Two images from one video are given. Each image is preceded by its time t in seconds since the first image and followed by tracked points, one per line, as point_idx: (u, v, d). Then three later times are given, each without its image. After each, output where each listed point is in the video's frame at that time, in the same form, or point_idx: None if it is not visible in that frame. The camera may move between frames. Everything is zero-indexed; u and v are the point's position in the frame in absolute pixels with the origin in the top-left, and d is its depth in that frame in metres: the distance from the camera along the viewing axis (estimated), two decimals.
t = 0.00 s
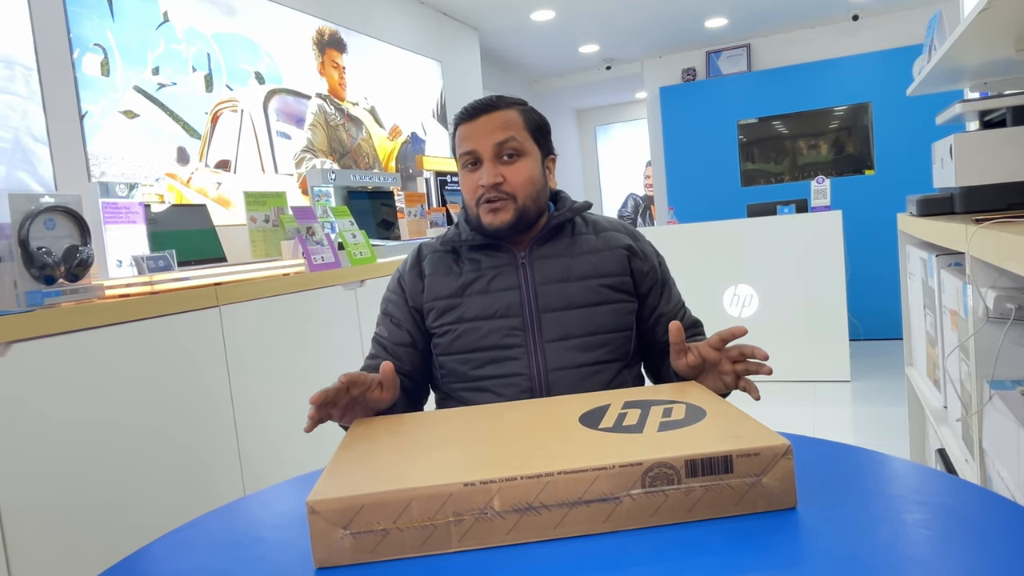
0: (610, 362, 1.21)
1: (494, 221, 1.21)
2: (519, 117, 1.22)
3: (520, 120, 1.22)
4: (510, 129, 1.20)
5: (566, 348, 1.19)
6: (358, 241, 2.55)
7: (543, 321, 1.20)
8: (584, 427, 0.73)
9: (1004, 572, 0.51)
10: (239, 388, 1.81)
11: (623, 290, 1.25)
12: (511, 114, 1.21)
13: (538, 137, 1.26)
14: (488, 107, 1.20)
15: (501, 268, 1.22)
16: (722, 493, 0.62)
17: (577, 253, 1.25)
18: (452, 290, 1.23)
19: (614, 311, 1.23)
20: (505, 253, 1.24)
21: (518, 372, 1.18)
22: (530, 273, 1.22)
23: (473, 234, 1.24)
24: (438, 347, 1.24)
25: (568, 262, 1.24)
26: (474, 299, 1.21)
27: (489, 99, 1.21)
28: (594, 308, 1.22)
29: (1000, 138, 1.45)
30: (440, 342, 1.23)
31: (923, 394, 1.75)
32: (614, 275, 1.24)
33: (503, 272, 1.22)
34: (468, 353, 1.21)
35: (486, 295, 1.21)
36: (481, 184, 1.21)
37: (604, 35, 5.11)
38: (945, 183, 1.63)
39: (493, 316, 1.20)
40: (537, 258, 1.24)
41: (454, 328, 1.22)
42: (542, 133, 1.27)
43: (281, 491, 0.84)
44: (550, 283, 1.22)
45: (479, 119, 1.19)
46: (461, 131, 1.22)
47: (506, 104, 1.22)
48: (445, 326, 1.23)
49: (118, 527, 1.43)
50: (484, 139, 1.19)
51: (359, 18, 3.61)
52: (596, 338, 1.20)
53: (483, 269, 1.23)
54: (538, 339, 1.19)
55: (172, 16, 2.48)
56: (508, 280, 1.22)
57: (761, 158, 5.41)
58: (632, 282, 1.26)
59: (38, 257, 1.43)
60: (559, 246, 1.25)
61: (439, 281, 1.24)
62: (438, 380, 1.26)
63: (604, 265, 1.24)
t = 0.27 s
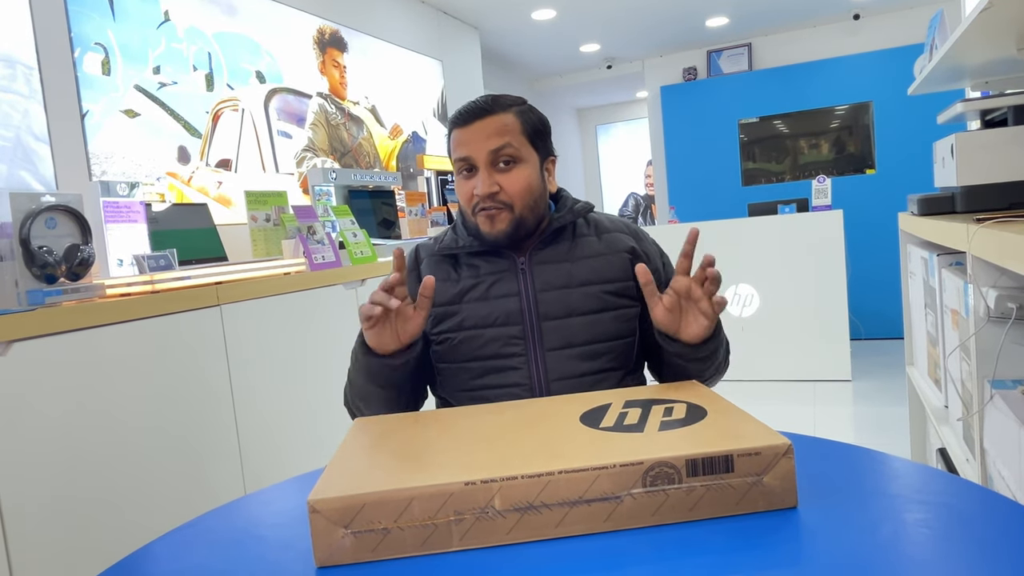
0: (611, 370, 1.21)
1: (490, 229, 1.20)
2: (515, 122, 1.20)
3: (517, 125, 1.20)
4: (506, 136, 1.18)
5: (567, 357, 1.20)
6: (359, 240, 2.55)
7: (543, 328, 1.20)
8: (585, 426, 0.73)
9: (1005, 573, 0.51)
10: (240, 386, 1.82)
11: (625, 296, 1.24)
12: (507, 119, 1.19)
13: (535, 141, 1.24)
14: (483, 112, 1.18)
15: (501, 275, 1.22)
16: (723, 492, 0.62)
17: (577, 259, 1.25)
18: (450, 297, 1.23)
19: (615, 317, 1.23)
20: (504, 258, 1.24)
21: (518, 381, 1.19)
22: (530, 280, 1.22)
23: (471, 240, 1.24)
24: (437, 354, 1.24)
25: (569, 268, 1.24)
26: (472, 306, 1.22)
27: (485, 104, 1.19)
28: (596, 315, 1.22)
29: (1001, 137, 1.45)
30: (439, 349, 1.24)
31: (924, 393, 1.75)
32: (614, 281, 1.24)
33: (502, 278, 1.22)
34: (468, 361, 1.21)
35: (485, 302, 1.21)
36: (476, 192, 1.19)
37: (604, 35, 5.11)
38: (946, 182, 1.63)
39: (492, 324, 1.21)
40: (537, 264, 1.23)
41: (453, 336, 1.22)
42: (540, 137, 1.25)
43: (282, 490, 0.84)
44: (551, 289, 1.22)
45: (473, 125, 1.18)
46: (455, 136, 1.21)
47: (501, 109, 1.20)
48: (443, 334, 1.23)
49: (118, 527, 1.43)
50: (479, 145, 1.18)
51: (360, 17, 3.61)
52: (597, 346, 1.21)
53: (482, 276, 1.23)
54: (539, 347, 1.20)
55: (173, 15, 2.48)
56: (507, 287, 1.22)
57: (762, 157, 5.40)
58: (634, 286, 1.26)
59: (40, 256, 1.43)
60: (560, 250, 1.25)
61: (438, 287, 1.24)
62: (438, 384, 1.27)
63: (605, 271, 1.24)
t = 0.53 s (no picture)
0: (613, 375, 1.21)
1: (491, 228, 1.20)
2: (516, 119, 1.20)
3: (517, 123, 1.21)
4: (506, 133, 1.19)
5: (568, 362, 1.20)
6: (359, 240, 2.55)
7: (544, 333, 1.21)
8: (585, 426, 0.73)
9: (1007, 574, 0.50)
10: (240, 386, 1.82)
11: (627, 300, 1.24)
12: (507, 116, 1.20)
13: (536, 138, 1.25)
14: (483, 110, 1.19)
15: (502, 279, 1.23)
16: (724, 492, 0.62)
17: (579, 263, 1.25)
18: (451, 301, 1.23)
19: (617, 322, 1.22)
20: (505, 262, 1.24)
21: (519, 387, 1.19)
22: (532, 284, 1.22)
23: (471, 241, 1.24)
24: (437, 358, 1.24)
25: (570, 272, 1.24)
26: (473, 311, 1.22)
27: (485, 102, 1.20)
28: (598, 320, 1.22)
29: (1002, 137, 1.45)
30: (439, 353, 1.24)
31: (924, 394, 1.75)
32: (617, 285, 1.24)
33: (503, 283, 1.22)
34: (469, 366, 1.21)
35: (486, 307, 1.21)
36: (477, 190, 1.20)
37: (605, 35, 5.11)
38: (947, 182, 1.63)
39: (493, 329, 1.21)
40: (538, 267, 1.23)
41: (453, 341, 1.22)
42: (541, 135, 1.26)
43: (283, 490, 0.84)
44: (552, 294, 1.22)
45: (474, 122, 1.18)
46: (456, 135, 1.21)
47: (501, 106, 1.20)
48: (444, 339, 1.23)
49: (118, 527, 1.43)
50: (479, 143, 1.18)
51: (360, 17, 3.62)
52: (598, 352, 1.21)
53: (483, 280, 1.23)
54: (540, 353, 1.20)
55: (174, 15, 2.48)
56: (509, 291, 1.22)
57: (763, 157, 5.40)
58: (637, 290, 1.26)
59: (41, 256, 1.43)
60: (561, 254, 1.25)
61: (438, 291, 1.24)
62: (437, 387, 1.27)
63: (607, 276, 1.24)
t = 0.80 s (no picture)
0: (614, 379, 1.21)
1: (493, 235, 1.20)
2: (518, 124, 1.20)
3: (519, 128, 1.20)
4: (508, 140, 1.18)
5: (569, 366, 1.20)
6: (360, 241, 2.55)
7: (545, 337, 1.21)
8: (585, 427, 0.73)
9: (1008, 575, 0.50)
10: (241, 386, 1.82)
11: (629, 303, 1.24)
12: (509, 122, 1.19)
13: (538, 143, 1.24)
14: (485, 115, 1.18)
15: (502, 283, 1.23)
16: (724, 493, 0.62)
17: (580, 267, 1.25)
18: (451, 305, 1.23)
19: (619, 326, 1.22)
20: (506, 265, 1.24)
21: (519, 391, 1.19)
22: (532, 288, 1.22)
23: (472, 245, 1.24)
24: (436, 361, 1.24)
25: (572, 276, 1.24)
26: (473, 314, 1.22)
27: (486, 107, 1.19)
28: (599, 324, 1.22)
29: (1002, 138, 1.45)
30: (439, 356, 1.24)
31: (924, 394, 1.75)
32: (618, 289, 1.24)
33: (504, 286, 1.22)
34: (469, 370, 1.22)
35: (486, 310, 1.21)
36: (478, 197, 1.19)
37: (605, 35, 5.11)
38: (947, 183, 1.63)
39: (494, 333, 1.21)
40: (539, 271, 1.23)
41: (453, 344, 1.22)
42: (543, 139, 1.25)
43: (284, 489, 0.85)
44: (553, 298, 1.22)
45: (476, 128, 1.17)
46: (456, 140, 1.20)
47: (504, 111, 1.19)
48: (444, 342, 1.23)
49: (119, 527, 1.43)
50: (481, 149, 1.18)
51: (360, 18, 3.62)
52: (599, 356, 1.21)
53: (483, 283, 1.23)
54: (541, 358, 1.20)
55: (175, 15, 2.49)
56: (509, 295, 1.22)
57: (763, 158, 5.40)
58: (639, 294, 1.26)
59: (41, 257, 1.43)
60: (563, 258, 1.25)
61: (438, 294, 1.24)
62: (437, 389, 1.27)
63: (609, 279, 1.24)
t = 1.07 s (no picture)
0: (615, 381, 1.21)
1: (496, 237, 1.20)
2: (522, 125, 1.19)
3: (523, 129, 1.19)
4: (513, 141, 1.17)
5: (569, 368, 1.20)
6: (360, 241, 2.55)
7: (546, 339, 1.21)
8: (585, 427, 0.73)
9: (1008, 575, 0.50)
10: (241, 386, 1.82)
11: (630, 304, 1.24)
12: (514, 122, 1.18)
13: (541, 144, 1.24)
14: (490, 115, 1.17)
15: (502, 285, 1.23)
16: (724, 493, 0.62)
17: (581, 269, 1.25)
18: (451, 307, 1.23)
19: (620, 327, 1.22)
20: (506, 267, 1.24)
21: (520, 393, 1.20)
22: (533, 290, 1.22)
23: (472, 247, 1.24)
24: (437, 363, 1.24)
25: (573, 278, 1.24)
26: (474, 316, 1.22)
27: (491, 106, 1.18)
28: (600, 325, 1.22)
29: (1002, 138, 1.45)
30: (439, 358, 1.24)
31: (925, 395, 1.75)
32: (619, 291, 1.24)
33: (504, 288, 1.22)
34: (470, 372, 1.22)
35: (487, 312, 1.22)
36: (482, 199, 1.19)
37: (605, 36, 5.12)
38: (948, 183, 1.63)
39: (495, 335, 1.21)
40: (540, 273, 1.24)
41: (453, 346, 1.22)
42: (546, 140, 1.25)
43: (284, 490, 0.85)
44: (554, 300, 1.22)
45: (480, 128, 1.17)
46: (459, 139, 1.19)
47: (508, 112, 1.18)
48: (444, 344, 1.23)
49: (119, 527, 1.43)
50: (485, 150, 1.17)
51: (361, 18, 3.62)
52: (600, 357, 1.21)
53: (483, 285, 1.23)
54: (542, 360, 1.20)
55: (175, 16, 2.49)
56: (510, 297, 1.22)
57: (764, 159, 5.40)
58: (640, 295, 1.26)
59: (42, 257, 1.44)
60: (563, 260, 1.25)
61: (438, 296, 1.24)
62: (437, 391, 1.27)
63: (610, 281, 1.24)
